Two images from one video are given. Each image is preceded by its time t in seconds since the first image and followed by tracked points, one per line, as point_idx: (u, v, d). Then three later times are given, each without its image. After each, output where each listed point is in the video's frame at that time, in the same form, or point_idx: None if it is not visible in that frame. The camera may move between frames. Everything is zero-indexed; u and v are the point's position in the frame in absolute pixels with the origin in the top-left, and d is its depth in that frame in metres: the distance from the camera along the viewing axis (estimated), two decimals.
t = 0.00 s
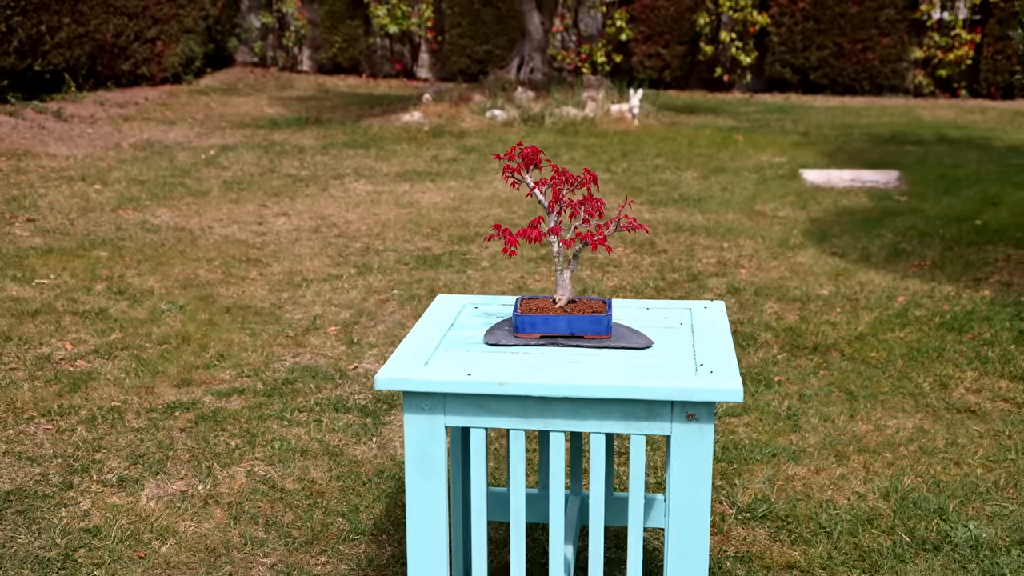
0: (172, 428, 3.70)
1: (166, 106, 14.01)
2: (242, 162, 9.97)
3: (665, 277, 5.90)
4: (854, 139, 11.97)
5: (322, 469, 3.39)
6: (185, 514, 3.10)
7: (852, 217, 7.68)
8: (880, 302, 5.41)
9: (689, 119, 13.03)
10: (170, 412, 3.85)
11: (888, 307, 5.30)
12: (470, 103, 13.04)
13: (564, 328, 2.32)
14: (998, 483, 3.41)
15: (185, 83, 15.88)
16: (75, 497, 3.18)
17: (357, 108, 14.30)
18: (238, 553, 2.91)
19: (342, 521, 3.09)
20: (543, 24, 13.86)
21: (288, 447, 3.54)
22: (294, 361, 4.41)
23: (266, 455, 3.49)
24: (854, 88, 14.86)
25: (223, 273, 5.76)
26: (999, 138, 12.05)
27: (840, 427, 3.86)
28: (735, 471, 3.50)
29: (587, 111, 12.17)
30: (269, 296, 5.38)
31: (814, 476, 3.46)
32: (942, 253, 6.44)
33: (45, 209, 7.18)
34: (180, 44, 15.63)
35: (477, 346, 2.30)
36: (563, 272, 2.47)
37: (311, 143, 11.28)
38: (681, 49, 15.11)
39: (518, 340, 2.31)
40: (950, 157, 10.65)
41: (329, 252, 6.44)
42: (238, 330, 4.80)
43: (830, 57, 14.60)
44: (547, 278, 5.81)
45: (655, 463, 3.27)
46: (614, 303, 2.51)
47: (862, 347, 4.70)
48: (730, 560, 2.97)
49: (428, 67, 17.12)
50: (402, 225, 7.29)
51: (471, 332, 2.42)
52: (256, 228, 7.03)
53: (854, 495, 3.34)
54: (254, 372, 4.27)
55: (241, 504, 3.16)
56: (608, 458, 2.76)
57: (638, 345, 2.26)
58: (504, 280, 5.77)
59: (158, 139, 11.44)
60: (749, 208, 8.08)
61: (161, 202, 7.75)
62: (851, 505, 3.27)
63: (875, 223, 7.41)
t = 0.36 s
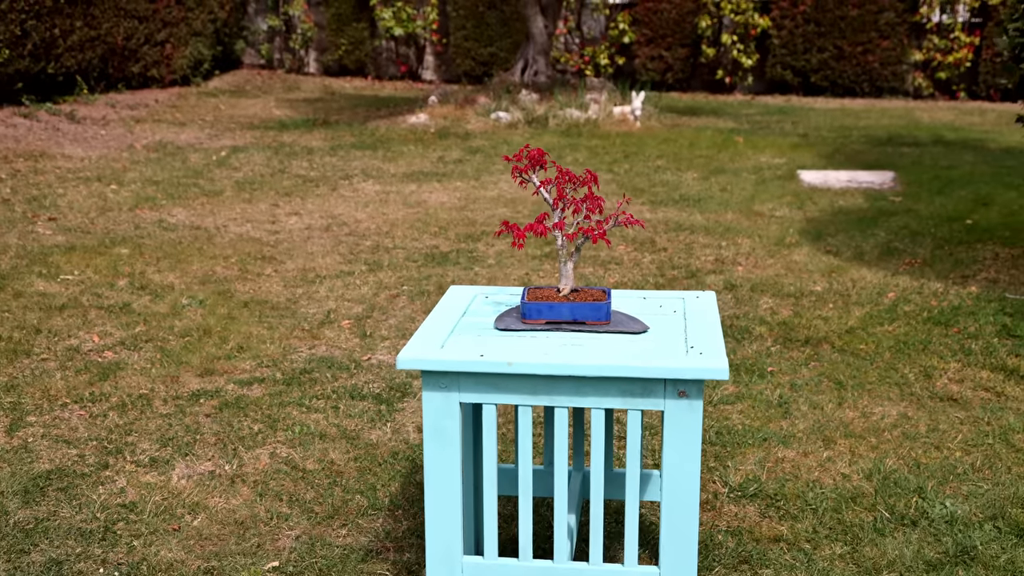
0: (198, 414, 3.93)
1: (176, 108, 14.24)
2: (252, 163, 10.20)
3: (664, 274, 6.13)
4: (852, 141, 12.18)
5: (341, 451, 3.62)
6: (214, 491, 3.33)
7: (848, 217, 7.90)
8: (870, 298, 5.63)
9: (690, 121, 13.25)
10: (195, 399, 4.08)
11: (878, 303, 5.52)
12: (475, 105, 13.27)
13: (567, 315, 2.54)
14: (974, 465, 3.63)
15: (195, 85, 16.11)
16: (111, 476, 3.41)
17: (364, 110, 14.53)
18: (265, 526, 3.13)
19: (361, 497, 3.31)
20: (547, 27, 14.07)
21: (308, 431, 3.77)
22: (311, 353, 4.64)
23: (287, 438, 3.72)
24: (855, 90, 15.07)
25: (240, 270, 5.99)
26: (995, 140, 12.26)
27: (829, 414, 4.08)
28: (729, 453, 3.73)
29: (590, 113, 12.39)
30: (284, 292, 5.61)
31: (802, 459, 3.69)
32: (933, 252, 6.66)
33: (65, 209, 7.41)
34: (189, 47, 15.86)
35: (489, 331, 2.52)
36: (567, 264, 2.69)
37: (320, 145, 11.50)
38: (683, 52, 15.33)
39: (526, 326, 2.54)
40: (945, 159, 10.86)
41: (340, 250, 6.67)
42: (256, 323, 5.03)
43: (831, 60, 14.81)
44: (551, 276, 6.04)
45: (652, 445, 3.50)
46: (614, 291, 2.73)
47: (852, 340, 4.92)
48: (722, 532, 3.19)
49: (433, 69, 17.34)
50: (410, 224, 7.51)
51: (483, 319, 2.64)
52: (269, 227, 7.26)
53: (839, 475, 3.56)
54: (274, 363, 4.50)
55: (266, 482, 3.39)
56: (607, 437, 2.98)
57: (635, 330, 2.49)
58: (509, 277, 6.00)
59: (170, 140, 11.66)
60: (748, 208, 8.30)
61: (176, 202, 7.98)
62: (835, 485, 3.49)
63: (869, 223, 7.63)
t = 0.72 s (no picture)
0: (226, 398, 4.16)
1: (187, 109, 14.47)
2: (264, 162, 10.43)
3: (666, 269, 6.36)
4: (852, 142, 12.39)
5: (361, 431, 3.85)
6: (244, 468, 3.56)
7: (845, 215, 8.11)
8: (864, 292, 5.85)
9: (693, 122, 13.47)
10: (222, 384, 4.31)
11: (872, 297, 5.74)
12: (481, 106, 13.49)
13: (576, 298, 2.76)
14: (958, 445, 3.86)
15: (205, 86, 16.35)
16: (147, 453, 3.64)
17: (371, 111, 14.75)
18: (294, 498, 3.36)
19: (381, 473, 3.54)
20: (552, 29, 14.29)
21: (330, 414, 4.00)
22: (328, 342, 4.86)
23: (310, 420, 3.95)
24: (856, 91, 15.28)
25: (258, 265, 6.22)
26: (992, 141, 12.46)
27: (821, 399, 4.31)
28: (727, 435, 3.96)
29: (594, 114, 12.61)
30: (301, 285, 5.84)
31: (794, 440, 3.91)
32: (927, 248, 6.87)
33: (86, 207, 7.64)
34: (199, 49, 16.09)
35: (505, 313, 2.75)
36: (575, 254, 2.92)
37: (330, 145, 11.73)
38: (686, 53, 15.55)
39: (537, 309, 2.76)
40: (943, 160, 11.07)
41: (354, 246, 6.89)
42: (276, 315, 5.26)
43: (832, 62, 15.01)
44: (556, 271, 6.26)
45: (653, 425, 3.72)
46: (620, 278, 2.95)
47: (846, 331, 5.14)
48: (719, 505, 3.41)
49: (439, 70, 17.56)
50: (421, 221, 7.74)
51: (499, 304, 2.86)
52: (284, 224, 7.49)
53: (830, 455, 3.79)
54: (294, 351, 4.73)
55: (293, 460, 3.62)
56: (613, 414, 3.19)
57: (637, 313, 2.71)
58: (517, 272, 6.23)
59: (183, 140, 11.89)
60: (749, 206, 8.53)
61: (193, 200, 8.21)
62: (826, 464, 3.71)
63: (865, 222, 7.84)
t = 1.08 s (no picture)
0: (252, 376, 4.40)
1: (198, 108, 14.69)
2: (276, 159, 10.65)
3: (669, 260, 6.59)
4: (852, 141, 12.60)
5: (380, 406, 4.08)
6: (272, 438, 3.79)
7: (844, 210, 8.33)
8: (860, 281, 6.07)
9: (696, 121, 13.69)
10: (247, 363, 4.55)
11: (867, 286, 5.97)
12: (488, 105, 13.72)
13: (585, 274, 2.99)
14: (944, 420, 4.08)
15: (215, 86, 16.58)
16: (181, 425, 3.87)
17: (380, 110, 14.98)
18: (320, 464, 3.60)
19: (401, 442, 3.77)
20: (557, 30, 14.51)
21: (350, 390, 4.23)
22: (346, 326, 5.09)
23: (333, 395, 4.18)
24: (858, 91, 15.49)
25: (275, 255, 6.46)
26: (990, 140, 12.68)
27: (817, 378, 4.54)
28: (726, 410, 4.19)
29: (599, 113, 12.84)
30: (318, 274, 6.07)
31: (790, 415, 4.14)
32: (922, 241, 7.09)
33: (106, 200, 7.87)
34: (209, 49, 16.32)
35: (520, 287, 2.98)
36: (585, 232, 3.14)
37: (340, 143, 11.97)
38: (689, 54, 15.77)
39: (550, 284, 2.99)
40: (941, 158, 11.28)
41: (367, 238, 7.12)
42: (295, 301, 5.49)
43: (834, 62, 15.23)
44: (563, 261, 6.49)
45: (656, 399, 3.95)
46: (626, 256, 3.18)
47: (841, 317, 5.37)
48: (718, 472, 3.64)
49: (445, 71, 17.79)
50: (431, 215, 7.97)
51: (515, 279, 3.09)
52: (299, 217, 7.72)
53: (823, 428, 4.02)
54: (314, 334, 4.97)
55: (318, 431, 3.86)
56: (619, 385, 3.43)
57: (642, 287, 2.93)
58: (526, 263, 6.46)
59: (196, 138, 12.12)
60: (750, 201, 8.75)
61: (209, 195, 8.44)
62: (818, 436, 3.94)
63: (863, 216, 8.06)
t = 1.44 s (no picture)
0: (272, 354, 4.63)
1: (207, 105, 14.92)
2: (286, 155, 10.88)
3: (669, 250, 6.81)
4: (851, 138, 12.82)
5: (395, 381, 4.31)
6: (294, 409, 4.02)
7: (841, 203, 8.55)
8: (854, 269, 6.30)
9: (698, 119, 13.92)
10: (267, 343, 4.78)
11: (860, 273, 6.19)
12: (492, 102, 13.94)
13: (589, 250, 3.22)
14: (929, 395, 4.31)
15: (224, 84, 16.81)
16: (207, 397, 4.11)
17: (386, 108, 15.21)
18: (340, 433, 3.83)
19: (415, 413, 4.00)
20: (561, 29, 14.73)
21: (366, 367, 4.46)
22: (360, 309, 5.32)
23: (349, 371, 4.41)
24: (857, 90, 15.70)
25: (289, 244, 6.68)
26: (986, 137, 12.89)
27: (810, 358, 4.76)
28: (723, 386, 4.41)
29: (602, 111, 13.06)
30: (331, 262, 6.30)
31: (783, 391, 4.36)
32: (915, 232, 7.31)
33: (123, 193, 8.10)
34: (218, 48, 16.55)
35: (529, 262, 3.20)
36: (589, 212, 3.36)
37: (347, 139, 12.19)
38: (691, 53, 16.00)
39: (558, 259, 3.21)
40: (937, 154, 11.50)
41: (377, 229, 7.35)
42: (310, 287, 5.72)
43: (835, 61, 15.44)
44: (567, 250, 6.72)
45: (656, 374, 4.17)
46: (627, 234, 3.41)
47: (834, 302, 5.59)
48: (714, 441, 3.87)
49: (450, 70, 18.01)
50: (439, 208, 8.20)
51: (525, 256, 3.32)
52: (310, 210, 7.94)
53: (815, 402, 4.25)
54: (330, 316, 5.20)
55: (336, 403, 4.09)
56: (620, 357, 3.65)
57: (642, 261, 3.16)
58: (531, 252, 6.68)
59: (207, 135, 12.36)
60: (750, 195, 8.97)
61: (223, 188, 8.67)
62: (809, 409, 4.17)
63: (859, 209, 8.27)
